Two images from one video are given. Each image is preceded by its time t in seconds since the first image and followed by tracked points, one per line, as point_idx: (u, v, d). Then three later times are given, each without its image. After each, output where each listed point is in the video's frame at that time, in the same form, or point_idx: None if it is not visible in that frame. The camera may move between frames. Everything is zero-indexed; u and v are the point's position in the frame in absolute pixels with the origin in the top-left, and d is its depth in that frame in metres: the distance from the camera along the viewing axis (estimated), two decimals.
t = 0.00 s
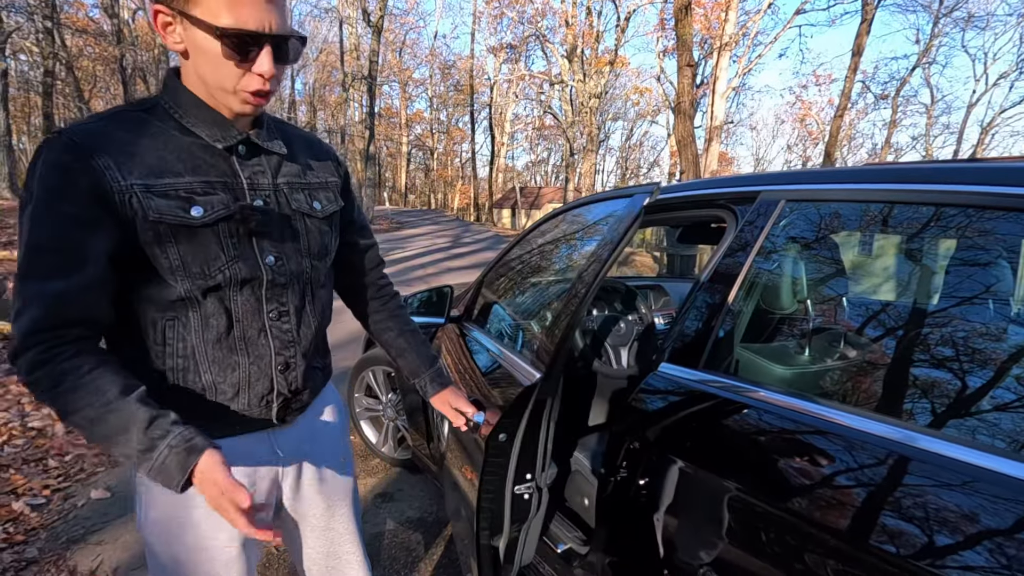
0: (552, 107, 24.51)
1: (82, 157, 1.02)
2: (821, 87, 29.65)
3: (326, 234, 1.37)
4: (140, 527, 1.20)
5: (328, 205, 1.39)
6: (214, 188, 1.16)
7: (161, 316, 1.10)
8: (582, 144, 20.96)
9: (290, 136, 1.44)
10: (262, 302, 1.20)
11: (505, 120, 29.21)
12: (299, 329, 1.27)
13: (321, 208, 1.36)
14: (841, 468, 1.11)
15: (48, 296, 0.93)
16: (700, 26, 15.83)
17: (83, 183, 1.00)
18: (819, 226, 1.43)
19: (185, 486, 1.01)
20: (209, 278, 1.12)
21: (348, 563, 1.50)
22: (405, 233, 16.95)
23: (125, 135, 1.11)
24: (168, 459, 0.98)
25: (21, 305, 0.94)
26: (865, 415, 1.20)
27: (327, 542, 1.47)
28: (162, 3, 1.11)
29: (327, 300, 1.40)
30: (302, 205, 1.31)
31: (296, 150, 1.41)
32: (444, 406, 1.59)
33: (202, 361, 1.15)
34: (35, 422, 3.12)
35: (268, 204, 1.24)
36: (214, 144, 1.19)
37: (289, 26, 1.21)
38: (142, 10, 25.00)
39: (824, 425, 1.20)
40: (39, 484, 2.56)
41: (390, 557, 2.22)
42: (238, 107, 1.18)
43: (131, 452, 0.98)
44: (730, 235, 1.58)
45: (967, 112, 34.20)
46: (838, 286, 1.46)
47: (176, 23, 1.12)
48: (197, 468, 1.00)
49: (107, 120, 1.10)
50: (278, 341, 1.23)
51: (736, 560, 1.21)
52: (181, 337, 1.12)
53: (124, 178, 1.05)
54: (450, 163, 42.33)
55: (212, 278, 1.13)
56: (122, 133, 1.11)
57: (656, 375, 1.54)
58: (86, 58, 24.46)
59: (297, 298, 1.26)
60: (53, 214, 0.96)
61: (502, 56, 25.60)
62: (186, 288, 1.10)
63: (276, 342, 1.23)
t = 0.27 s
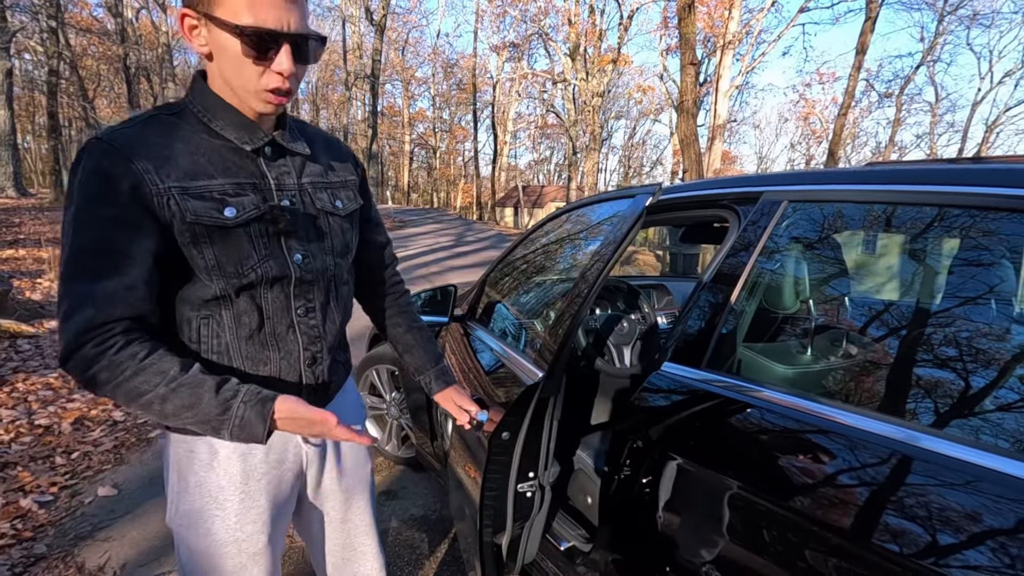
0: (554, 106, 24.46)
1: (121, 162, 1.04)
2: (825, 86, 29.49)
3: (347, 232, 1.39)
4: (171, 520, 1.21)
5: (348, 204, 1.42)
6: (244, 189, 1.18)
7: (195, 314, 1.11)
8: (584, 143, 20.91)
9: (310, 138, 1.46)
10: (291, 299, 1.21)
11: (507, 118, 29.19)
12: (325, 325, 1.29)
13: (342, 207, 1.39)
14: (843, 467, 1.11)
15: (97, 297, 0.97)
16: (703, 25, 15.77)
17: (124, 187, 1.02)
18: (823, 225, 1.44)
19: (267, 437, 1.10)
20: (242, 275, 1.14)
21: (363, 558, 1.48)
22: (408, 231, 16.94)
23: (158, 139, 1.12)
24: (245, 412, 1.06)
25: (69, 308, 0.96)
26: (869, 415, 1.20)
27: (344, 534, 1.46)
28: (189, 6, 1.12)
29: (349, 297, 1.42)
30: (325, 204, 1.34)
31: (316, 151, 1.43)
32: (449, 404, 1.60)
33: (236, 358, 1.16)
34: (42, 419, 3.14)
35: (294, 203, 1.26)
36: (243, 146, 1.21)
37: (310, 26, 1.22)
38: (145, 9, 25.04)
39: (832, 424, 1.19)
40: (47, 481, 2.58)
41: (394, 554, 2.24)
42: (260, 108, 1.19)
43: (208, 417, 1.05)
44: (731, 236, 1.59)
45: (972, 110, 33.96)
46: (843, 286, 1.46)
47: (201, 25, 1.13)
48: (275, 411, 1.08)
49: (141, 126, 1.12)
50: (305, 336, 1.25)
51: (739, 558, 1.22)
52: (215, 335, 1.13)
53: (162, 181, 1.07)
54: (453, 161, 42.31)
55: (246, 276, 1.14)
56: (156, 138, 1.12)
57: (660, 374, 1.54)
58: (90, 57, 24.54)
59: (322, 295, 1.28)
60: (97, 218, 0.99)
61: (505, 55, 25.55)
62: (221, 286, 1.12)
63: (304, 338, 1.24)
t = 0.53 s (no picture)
0: (557, 105, 24.44)
1: (139, 167, 1.05)
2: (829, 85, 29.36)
3: (360, 234, 1.41)
4: (184, 515, 1.22)
5: (361, 206, 1.43)
6: (259, 192, 1.20)
7: (208, 314, 1.12)
8: (587, 143, 20.90)
9: (327, 143, 1.47)
10: (303, 300, 1.23)
11: (509, 118, 29.19)
12: (337, 326, 1.31)
13: (356, 210, 1.40)
14: (847, 469, 1.12)
15: (109, 297, 0.98)
16: (707, 25, 15.74)
17: (141, 191, 1.03)
18: (826, 227, 1.44)
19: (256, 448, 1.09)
20: (256, 278, 1.15)
21: (368, 555, 1.51)
22: (411, 231, 16.95)
23: (176, 143, 1.13)
24: (237, 422, 1.06)
25: (82, 306, 0.98)
26: (872, 417, 1.20)
27: (350, 533, 1.48)
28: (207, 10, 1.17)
29: (360, 298, 1.43)
30: (339, 206, 1.35)
31: (332, 154, 1.44)
32: (451, 404, 1.60)
33: (249, 359, 1.18)
34: (48, 418, 3.16)
35: (309, 206, 1.27)
36: (259, 150, 1.22)
37: (317, 29, 1.23)
38: (149, 10, 25.15)
39: (835, 426, 1.19)
40: (53, 480, 2.60)
41: (397, 554, 2.25)
42: (267, 108, 1.20)
43: (199, 423, 1.03)
44: (732, 238, 1.60)
45: (977, 109, 33.79)
46: (846, 288, 1.47)
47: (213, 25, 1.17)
48: (266, 423, 1.08)
49: (161, 130, 1.14)
50: (317, 337, 1.26)
51: (740, 558, 1.22)
52: (227, 335, 1.15)
53: (178, 185, 1.08)
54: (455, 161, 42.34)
55: (259, 278, 1.15)
56: (175, 142, 1.14)
57: (663, 375, 1.54)
58: (94, 58, 24.65)
59: (334, 297, 1.30)
60: (113, 219, 1.00)
61: (508, 55, 25.55)
62: (234, 288, 1.13)
63: (316, 338, 1.26)
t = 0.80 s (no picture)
0: (560, 107, 24.44)
1: (151, 168, 1.08)
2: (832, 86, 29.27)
3: (368, 238, 1.41)
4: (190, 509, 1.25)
5: (371, 210, 1.44)
6: (268, 196, 1.21)
7: (215, 313, 1.15)
8: (590, 144, 20.89)
9: (340, 147, 1.48)
10: (309, 302, 1.24)
11: (512, 120, 29.21)
12: (342, 328, 1.31)
13: (366, 214, 1.41)
14: (849, 470, 1.12)
15: (117, 295, 1.01)
16: (710, 26, 15.73)
17: (152, 193, 1.06)
18: (828, 228, 1.44)
19: (251, 448, 1.09)
20: (261, 280, 1.17)
21: (373, 553, 1.52)
22: (414, 233, 16.97)
23: (187, 146, 1.16)
24: (233, 422, 1.06)
25: (91, 303, 1.01)
26: (873, 419, 1.20)
27: (356, 531, 1.49)
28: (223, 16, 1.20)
29: (367, 301, 1.44)
30: (348, 210, 1.36)
31: (343, 158, 1.45)
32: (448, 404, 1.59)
33: (254, 359, 1.20)
34: (54, 418, 3.18)
35: (317, 209, 1.28)
36: (269, 154, 1.23)
37: (328, 36, 1.24)
38: (154, 12, 25.29)
39: (835, 429, 1.20)
40: (59, 479, 2.62)
41: (400, 553, 2.26)
42: (278, 111, 1.22)
43: (197, 421, 1.05)
44: (732, 240, 1.61)
45: (982, 110, 33.62)
46: (845, 289, 1.47)
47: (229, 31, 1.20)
48: (260, 426, 1.07)
49: (174, 132, 1.16)
50: (322, 338, 1.27)
51: (741, 559, 1.23)
52: (234, 335, 1.17)
53: (188, 188, 1.10)
54: (458, 162, 42.38)
55: (265, 280, 1.17)
56: (186, 145, 1.16)
57: (664, 376, 1.54)
58: (100, 60, 24.78)
59: (340, 300, 1.30)
60: (124, 220, 1.03)
61: (511, 56, 25.58)
62: (239, 289, 1.15)
63: (320, 340, 1.27)
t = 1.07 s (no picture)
0: (561, 108, 24.47)
1: (189, 168, 1.11)
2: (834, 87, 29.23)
3: (388, 245, 1.43)
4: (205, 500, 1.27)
5: (394, 219, 1.46)
6: (296, 202, 1.23)
7: (239, 310, 1.17)
8: (591, 145, 20.90)
9: (371, 160, 1.50)
10: (329, 306, 1.26)
11: (514, 121, 29.25)
12: (359, 331, 1.33)
13: (388, 223, 1.42)
14: (849, 472, 1.13)
15: (147, 288, 1.04)
16: (712, 28, 15.74)
17: (187, 192, 1.08)
18: (829, 231, 1.45)
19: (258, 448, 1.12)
20: (284, 283, 1.18)
21: (386, 549, 1.54)
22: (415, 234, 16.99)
23: (224, 150, 1.18)
24: (244, 420, 1.09)
25: (120, 293, 1.04)
26: (874, 421, 1.21)
27: (369, 527, 1.51)
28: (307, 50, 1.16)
29: (382, 306, 1.46)
30: (372, 219, 1.37)
31: (370, 168, 1.47)
32: (453, 405, 1.64)
33: (273, 356, 1.21)
34: (58, 418, 3.20)
35: (342, 216, 1.30)
36: (300, 161, 1.24)
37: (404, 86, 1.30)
38: (157, 14, 25.42)
39: (831, 431, 1.21)
40: (64, 479, 2.64)
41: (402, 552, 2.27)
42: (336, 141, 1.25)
43: (209, 415, 1.08)
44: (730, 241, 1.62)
45: (984, 111, 33.53)
46: (842, 292, 1.48)
47: (313, 68, 1.17)
48: (269, 426, 1.11)
49: (212, 134, 1.19)
50: (339, 340, 1.29)
51: (739, 558, 1.24)
52: (254, 332, 1.19)
53: (223, 190, 1.13)
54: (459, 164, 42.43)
55: (288, 282, 1.19)
56: (220, 148, 1.18)
57: (664, 377, 1.55)
58: (103, 62, 24.90)
59: (359, 304, 1.32)
60: (158, 216, 1.06)
61: (512, 58, 25.61)
62: (264, 289, 1.17)
63: (337, 342, 1.29)
